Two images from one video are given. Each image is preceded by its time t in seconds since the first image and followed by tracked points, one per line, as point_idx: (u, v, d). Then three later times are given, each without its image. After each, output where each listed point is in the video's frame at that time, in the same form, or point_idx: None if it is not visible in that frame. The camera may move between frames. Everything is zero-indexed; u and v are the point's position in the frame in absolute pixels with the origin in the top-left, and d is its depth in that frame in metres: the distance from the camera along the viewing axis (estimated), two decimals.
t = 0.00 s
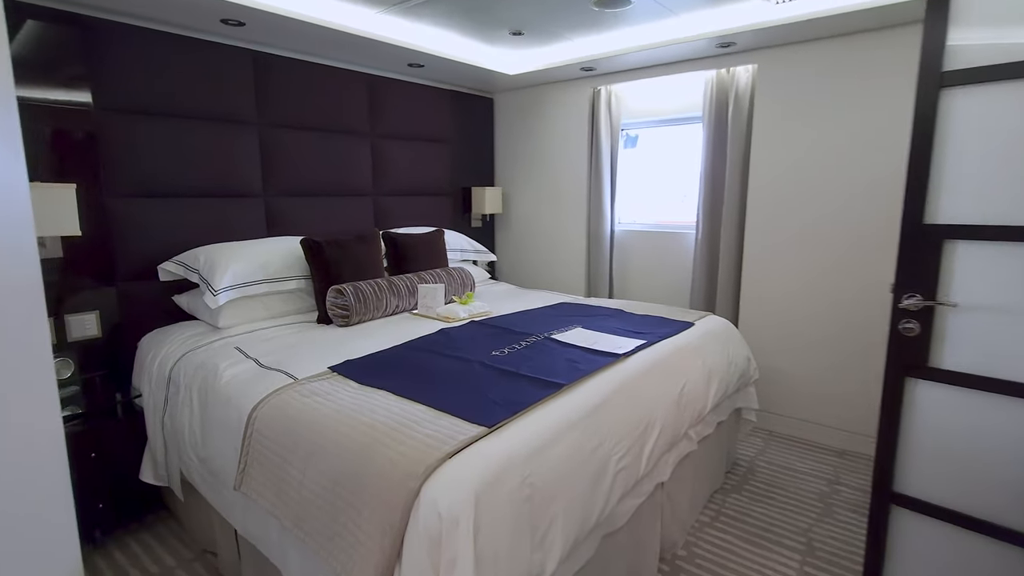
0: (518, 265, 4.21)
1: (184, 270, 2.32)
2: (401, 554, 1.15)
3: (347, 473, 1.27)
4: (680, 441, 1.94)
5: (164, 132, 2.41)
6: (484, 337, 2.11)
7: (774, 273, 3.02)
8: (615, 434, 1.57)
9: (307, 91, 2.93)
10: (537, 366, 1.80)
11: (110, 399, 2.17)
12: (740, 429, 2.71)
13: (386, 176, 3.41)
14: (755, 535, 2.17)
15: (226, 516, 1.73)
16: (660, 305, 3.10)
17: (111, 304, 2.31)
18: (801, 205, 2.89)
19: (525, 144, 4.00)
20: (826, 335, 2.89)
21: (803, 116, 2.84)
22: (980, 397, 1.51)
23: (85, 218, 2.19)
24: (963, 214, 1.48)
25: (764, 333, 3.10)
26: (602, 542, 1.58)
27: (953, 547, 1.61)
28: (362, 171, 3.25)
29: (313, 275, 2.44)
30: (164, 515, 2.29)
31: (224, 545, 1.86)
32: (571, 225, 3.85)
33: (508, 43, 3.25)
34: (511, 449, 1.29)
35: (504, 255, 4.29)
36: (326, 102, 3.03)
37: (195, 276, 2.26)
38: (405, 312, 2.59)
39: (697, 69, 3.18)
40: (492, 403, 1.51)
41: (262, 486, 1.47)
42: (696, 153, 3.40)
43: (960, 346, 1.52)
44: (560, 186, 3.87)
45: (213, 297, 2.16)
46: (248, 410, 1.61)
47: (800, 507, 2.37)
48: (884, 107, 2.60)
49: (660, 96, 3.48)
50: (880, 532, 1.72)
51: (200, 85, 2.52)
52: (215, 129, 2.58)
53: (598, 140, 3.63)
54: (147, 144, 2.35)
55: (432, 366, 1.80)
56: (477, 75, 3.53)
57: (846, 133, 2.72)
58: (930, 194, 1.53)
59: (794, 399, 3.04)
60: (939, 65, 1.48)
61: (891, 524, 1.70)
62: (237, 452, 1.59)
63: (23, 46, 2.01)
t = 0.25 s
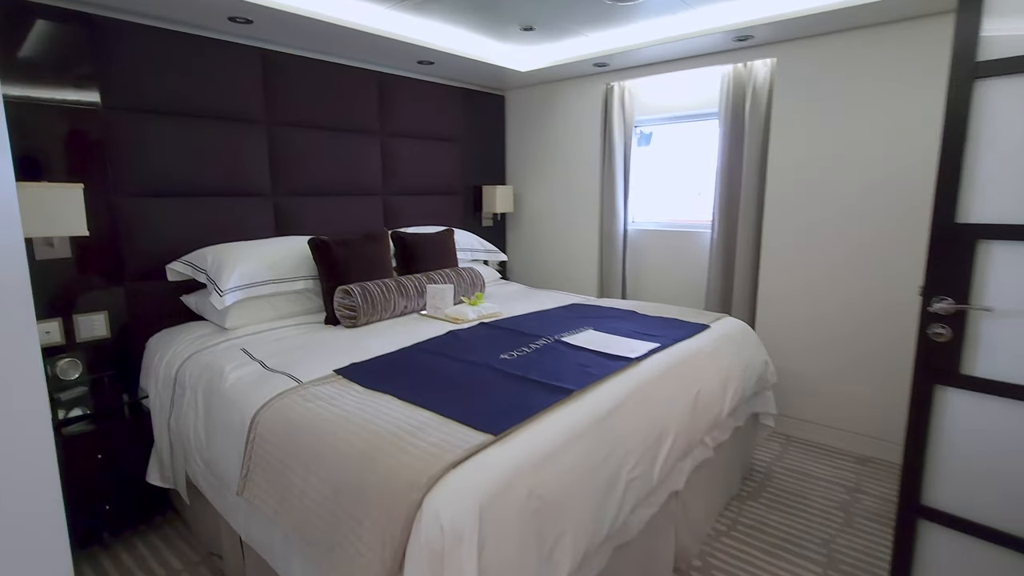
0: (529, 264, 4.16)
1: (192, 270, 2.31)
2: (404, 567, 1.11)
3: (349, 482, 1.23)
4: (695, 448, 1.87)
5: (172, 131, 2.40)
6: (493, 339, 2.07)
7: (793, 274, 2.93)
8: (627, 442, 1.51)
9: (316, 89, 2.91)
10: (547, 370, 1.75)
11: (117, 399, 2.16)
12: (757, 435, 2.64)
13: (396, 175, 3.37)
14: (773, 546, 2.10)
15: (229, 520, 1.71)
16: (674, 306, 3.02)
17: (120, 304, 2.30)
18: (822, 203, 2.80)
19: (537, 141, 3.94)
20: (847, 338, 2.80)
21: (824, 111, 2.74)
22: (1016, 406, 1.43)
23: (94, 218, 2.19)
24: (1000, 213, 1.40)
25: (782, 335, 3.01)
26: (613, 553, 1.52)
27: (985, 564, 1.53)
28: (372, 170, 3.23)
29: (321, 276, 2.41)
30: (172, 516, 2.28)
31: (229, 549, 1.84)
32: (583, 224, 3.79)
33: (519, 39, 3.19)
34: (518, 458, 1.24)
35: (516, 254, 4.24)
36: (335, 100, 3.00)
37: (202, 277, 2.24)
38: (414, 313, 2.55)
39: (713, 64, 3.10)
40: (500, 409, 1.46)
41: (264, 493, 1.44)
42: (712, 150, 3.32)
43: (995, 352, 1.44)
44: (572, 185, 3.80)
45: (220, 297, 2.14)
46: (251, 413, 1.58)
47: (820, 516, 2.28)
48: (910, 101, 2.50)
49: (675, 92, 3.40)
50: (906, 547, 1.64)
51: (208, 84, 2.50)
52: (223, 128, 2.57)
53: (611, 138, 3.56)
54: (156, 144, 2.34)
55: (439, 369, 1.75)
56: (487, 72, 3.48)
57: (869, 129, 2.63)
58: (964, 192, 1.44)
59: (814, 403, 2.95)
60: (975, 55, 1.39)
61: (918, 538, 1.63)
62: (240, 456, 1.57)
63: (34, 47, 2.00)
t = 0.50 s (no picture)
0: (536, 265, 4.11)
1: (195, 271, 2.29)
2: None
3: (347, 491, 1.20)
4: (705, 454, 1.82)
5: (176, 131, 2.38)
6: (498, 341, 2.03)
7: (806, 274, 2.86)
8: (635, 449, 1.47)
9: (320, 88, 2.88)
10: (552, 374, 1.71)
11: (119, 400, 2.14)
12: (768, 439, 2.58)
13: (401, 174, 3.34)
14: (785, 554, 2.04)
15: (229, 526, 1.68)
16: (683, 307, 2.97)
17: (123, 305, 2.28)
18: (836, 202, 2.73)
19: (544, 140, 3.90)
20: (861, 341, 2.73)
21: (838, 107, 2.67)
22: None
23: (96, 218, 2.17)
24: None
25: (794, 337, 2.95)
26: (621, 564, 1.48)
27: None
28: (377, 169, 3.20)
29: (324, 276, 2.38)
30: (174, 519, 2.26)
31: (230, 554, 1.81)
32: (591, 223, 3.74)
33: (526, 36, 3.14)
34: (521, 468, 1.20)
35: (522, 254, 4.19)
36: (340, 99, 2.97)
37: (204, 278, 2.22)
38: (418, 314, 2.52)
39: (724, 60, 3.04)
40: (503, 415, 1.42)
41: (263, 500, 1.41)
42: (722, 148, 3.26)
43: (1020, 358, 1.38)
44: (579, 184, 3.75)
45: (222, 299, 2.11)
46: (250, 418, 1.55)
47: (834, 524, 2.22)
48: (928, 96, 2.43)
49: (684, 89, 3.34)
50: (925, 560, 1.58)
51: (212, 83, 2.48)
52: (227, 128, 2.54)
53: (619, 136, 3.51)
54: (159, 144, 2.32)
55: (442, 373, 1.72)
56: (493, 69, 3.44)
57: (885, 125, 2.55)
58: (988, 191, 1.38)
59: (827, 407, 2.88)
60: (1000, 47, 1.33)
61: (937, 551, 1.57)
62: (239, 461, 1.54)
63: (40, 47, 1.99)
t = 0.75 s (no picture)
0: (544, 264, 4.06)
1: (200, 271, 2.27)
2: None
3: (345, 500, 1.16)
4: (717, 460, 1.76)
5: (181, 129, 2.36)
6: (505, 343, 1.99)
7: (821, 274, 2.79)
8: (644, 457, 1.42)
9: (326, 85, 2.85)
10: (559, 377, 1.66)
11: (123, 400, 2.13)
12: (782, 443, 2.51)
13: (408, 172, 3.31)
14: (800, 563, 1.97)
15: (230, 530, 1.65)
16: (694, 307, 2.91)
17: (128, 305, 2.27)
18: (853, 199, 2.65)
19: (553, 137, 3.84)
20: (879, 342, 2.65)
21: (856, 103, 2.60)
22: None
23: (101, 218, 2.16)
24: None
25: (809, 338, 2.88)
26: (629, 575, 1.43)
27: None
28: (384, 167, 3.17)
29: (329, 276, 2.35)
30: (179, 520, 2.25)
31: (232, 558, 1.79)
32: (600, 222, 3.68)
33: (534, 31, 3.09)
34: (525, 477, 1.16)
35: (531, 253, 4.15)
36: (346, 97, 2.94)
37: (208, 277, 2.20)
38: (424, 315, 2.48)
39: (737, 54, 2.97)
40: (508, 421, 1.38)
41: (262, 505, 1.38)
42: (735, 144, 3.18)
43: None
44: (589, 182, 3.70)
45: (225, 299, 2.09)
46: (251, 421, 1.52)
47: (851, 532, 2.16)
48: (950, 91, 2.35)
49: (696, 84, 3.27)
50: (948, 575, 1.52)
51: (218, 81, 2.46)
52: (233, 126, 2.52)
53: (629, 133, 3.45)
54: (163, 142, 2.31)
55: (447, 375, 1.68)
56: (502, 66, 3.39)
57: (905, 121, 2.48)
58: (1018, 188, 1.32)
59: (842, 410, 2.81)
60: None
61: (961, 565, 1.51)
62: (239, 465, 1.51)
63: (47, 46, 2.00)
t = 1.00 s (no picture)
0: (552, 262, 4.02)
1: (205, 270, 2.26)
2: None
3: (345, 506, 1.13)
4: (728, 465, 1.72)
5: (186, 127, 2.35)
6: (511, 344, 1.95)
7: (836, 274, 2.72)
8: (653, 463, 1.37)
9: (332, 83, 2.83)
10: (565, 380, 1.62)
11: (128, 400, 2.12)
12: (796, 446, 2.45)
13: (415, 169, 3.28)
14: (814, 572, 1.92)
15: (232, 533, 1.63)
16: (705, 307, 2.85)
17: (134, 305, 2.27)
18: (869, 197, 2.58)
19: (561, 134, 3.80)
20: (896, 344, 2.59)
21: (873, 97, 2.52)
22: None
23: (105, 216, 2.15)
24: None
25: (823, 339, 2.81)
26: None
27: None
28: (391, 164, 3.14)
29: (334, 275, 2.33)
30: (184, 521, 2.24)
31: (234, 560, 1.77)
32: (609, 220, 3.63)
33: (542, 26, 3.05)
34: (529, 484, 1.12)
35: (539, 251, 4.10)
36: (352, 94, 2.92)
37: (213, 276, 2.19)
38: (430, 314, 2.45)
39: (750, 48, 2.90)
40: (512, 426, 1.34)
41: (263, 509, 1.35)
42: (748, 141, 3.12)
43: None
44: (598, 179, 3.65)
45: (229, 298, 2.07)
46: (252, 422, 1.50)
47: (866, 538, 2.10)
48: (973, 84, 2.27)
49: (708, 79, 3.21)
50: None
51: (223, 78, 2.44)
52: (238, 124, 2.51)
53: (639, 129, 3.40)
54: (169, 141, 2.30)
55: (451, 377, 1.64)
56: (509, 62, 3.35)
57: (925, 116, 2.40)
58: None
59: (857, 413, 2.74)
60: None
61: None
62: (240, 467, 1.49)
63: (56, 45, 2.00)
